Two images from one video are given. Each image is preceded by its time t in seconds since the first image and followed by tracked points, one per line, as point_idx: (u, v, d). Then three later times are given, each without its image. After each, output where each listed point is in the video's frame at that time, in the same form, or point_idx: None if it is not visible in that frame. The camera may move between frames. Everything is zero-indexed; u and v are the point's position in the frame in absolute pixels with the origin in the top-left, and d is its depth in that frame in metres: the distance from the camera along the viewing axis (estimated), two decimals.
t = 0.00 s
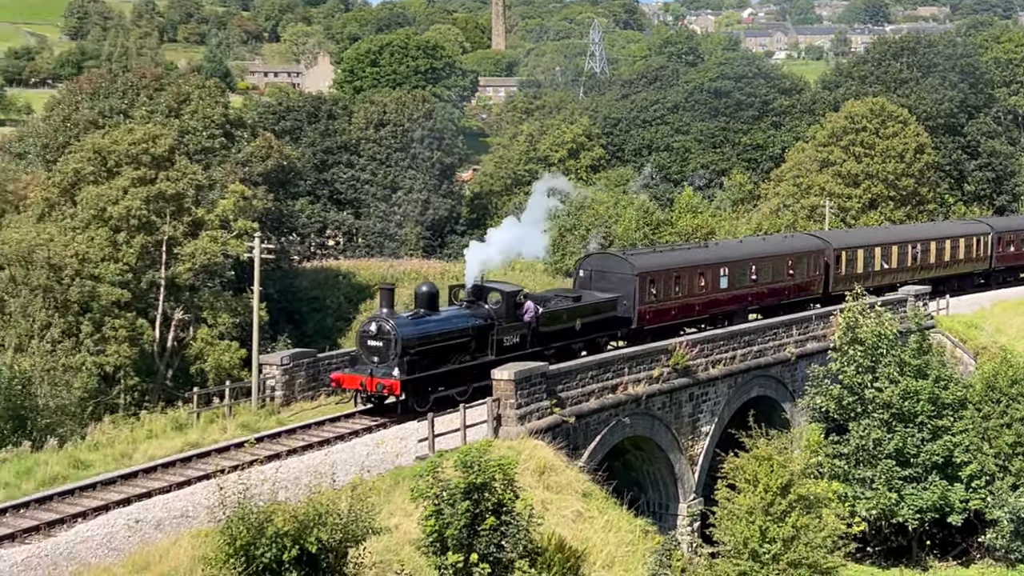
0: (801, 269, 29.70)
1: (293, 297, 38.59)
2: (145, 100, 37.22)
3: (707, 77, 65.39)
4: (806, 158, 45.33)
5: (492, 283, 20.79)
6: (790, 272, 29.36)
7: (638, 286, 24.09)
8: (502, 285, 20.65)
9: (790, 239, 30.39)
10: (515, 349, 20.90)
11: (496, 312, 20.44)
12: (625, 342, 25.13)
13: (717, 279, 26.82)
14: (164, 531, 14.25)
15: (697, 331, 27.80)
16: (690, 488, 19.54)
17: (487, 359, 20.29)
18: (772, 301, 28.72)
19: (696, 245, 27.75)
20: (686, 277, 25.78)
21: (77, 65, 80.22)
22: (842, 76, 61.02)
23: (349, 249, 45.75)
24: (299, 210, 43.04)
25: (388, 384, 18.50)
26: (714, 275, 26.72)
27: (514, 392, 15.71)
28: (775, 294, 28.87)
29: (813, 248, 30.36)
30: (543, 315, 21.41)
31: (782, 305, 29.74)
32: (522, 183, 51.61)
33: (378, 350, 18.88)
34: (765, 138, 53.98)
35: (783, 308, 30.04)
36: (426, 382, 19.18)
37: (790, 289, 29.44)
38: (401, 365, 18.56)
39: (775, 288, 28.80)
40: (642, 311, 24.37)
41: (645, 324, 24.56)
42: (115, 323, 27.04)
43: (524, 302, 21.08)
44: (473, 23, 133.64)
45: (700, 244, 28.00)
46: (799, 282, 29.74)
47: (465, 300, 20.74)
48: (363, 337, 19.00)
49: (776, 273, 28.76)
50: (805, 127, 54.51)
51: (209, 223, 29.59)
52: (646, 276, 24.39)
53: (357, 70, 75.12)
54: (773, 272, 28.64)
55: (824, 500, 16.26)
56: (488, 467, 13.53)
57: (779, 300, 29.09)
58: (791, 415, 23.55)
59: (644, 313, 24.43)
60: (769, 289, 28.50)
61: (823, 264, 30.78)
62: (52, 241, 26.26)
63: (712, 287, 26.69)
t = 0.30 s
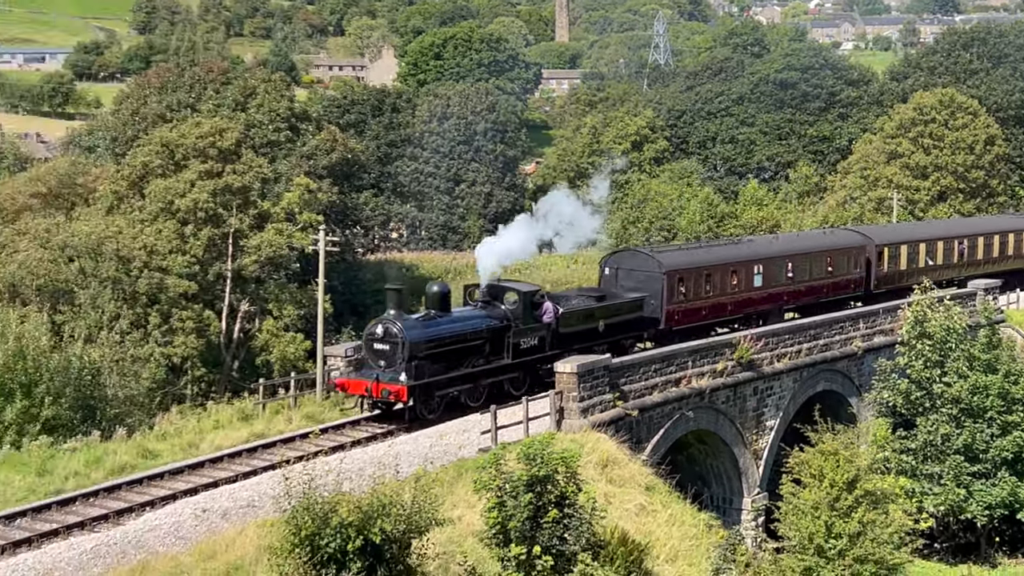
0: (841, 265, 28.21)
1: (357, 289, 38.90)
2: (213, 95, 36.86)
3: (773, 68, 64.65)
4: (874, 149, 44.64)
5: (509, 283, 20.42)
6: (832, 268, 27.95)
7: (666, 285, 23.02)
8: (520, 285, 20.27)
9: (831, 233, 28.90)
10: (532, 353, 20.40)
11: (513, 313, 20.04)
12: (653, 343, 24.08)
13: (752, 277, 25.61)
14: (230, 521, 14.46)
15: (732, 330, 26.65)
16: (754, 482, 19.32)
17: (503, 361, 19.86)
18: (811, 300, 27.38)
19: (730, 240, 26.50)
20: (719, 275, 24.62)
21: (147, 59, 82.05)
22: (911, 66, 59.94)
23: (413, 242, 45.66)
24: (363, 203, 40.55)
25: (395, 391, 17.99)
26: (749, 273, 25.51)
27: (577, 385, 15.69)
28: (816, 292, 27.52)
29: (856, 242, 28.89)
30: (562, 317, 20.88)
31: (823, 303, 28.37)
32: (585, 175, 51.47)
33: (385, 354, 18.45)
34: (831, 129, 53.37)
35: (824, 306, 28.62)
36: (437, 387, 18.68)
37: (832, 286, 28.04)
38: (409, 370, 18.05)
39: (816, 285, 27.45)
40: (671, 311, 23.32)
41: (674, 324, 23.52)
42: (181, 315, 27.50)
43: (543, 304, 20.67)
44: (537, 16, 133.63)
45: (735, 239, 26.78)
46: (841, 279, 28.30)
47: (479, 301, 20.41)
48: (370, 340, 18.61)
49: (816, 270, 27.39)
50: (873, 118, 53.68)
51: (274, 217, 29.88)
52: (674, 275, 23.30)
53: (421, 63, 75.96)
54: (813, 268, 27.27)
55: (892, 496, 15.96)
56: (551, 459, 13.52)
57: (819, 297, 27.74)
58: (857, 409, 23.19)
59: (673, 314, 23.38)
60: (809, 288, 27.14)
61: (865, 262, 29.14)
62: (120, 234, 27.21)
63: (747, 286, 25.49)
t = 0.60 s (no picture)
0: (884, 263, 27.55)
1: (425, 281, 39.16)
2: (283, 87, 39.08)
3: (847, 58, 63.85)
4: (949, 141, 44.08)
5: (527, 283, 19.70)
6: (872, 267, 27.19)
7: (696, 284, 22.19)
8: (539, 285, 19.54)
9: (872, 230, 28.22)
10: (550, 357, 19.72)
11: (531, 315, 19.34)
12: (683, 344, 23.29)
13: (789, 275, 24.77)
14: (301, 511, 14.61)
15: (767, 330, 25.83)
16: (826, 478, 19.12)
17: (520, 366, 19.18)
18: (851, 299, 26.62)
19: (767, 237, 25.71)
20: (754, 274, 23.81)
21: (219, 53, 84.13)
22: (990, 57, 58.89)
23: (482, 234, 45.85)
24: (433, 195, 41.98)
25: (402, 398, 17.26)
26: (786, 272, 24.68)
27: (645, 377, 15.67)
28: (855, 292, 26.77)
29: (898, 240, 28.12)
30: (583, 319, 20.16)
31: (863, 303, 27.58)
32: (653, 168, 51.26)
33: (392, 358, 17.74)
34: (906, 120, 53.43)
35: (863, 305, 27.85)
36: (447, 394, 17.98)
37: (872, 285, 27.30)
38: (416, 375, 17.34)
39: (856, 284, 26.69)
40: (702, 311, 22.47)
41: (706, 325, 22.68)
42: (252, 307, 27.80)
43: (563, 304, 19.93)
44: (606, 8, 133.60)
45: (772, 235, 25.97)
46: (881, 278, 27.56)
47: (497, 302, 19.74)
48: (376, 343, 17.88)
49: (855, 269, 26.60)
50: (949, 110, 53.86)
51: (344, 209, 30.17)
52: (705, 273, 22.49)
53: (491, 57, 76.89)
54: (852, 266, 26.51)
55: (967, 492, 15.66)
56: (619, 453, 13.42)
57: (858, 297, 26.94)
58: (931, 404, 22.81)
59: (705, 314, 22.54)
60: (848, 286, 26.41)
61: (911, 258, 28.56)
62: (195, 226, 27.52)
63: (783, 285, 24.68)
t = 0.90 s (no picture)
0: (931, 261, 27.10)
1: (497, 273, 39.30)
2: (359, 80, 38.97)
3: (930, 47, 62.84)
4: None
5: (544, 283, 19.06)
6: (918, 265, 26.74)
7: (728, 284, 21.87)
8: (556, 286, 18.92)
9: (918, 227, 27.78)
10: (567, 363, 18.91)
11: (547, 317, 18.68)
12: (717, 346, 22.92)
13: (827, 275, 24.41)
14: (374, 501, 14.71)
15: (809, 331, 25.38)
16: (903, 474, 18.93)
17: (536, 371, 18.44)
18: (895, 298, 26.19)
19: (807, 234, 25.38)
20: (789, 275, 23.47)
21: (294, 46, 86.00)
22: None
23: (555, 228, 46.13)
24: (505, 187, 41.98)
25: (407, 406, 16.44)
26: (824, 271, 24.31)
27: (719, 371, 15.63)
28: (898, 293, 26.32)
29: (945, 238, 27.63)
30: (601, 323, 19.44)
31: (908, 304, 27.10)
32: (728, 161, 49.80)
33: (397, 364, 16.98)
34: (987, 111, 52.43)
35: (912, 305, 27.46)
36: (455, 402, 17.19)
37: (917, 285, 26.83)
38: (422, 382, 16.53)
39: (900, 283, 26.23)
40: (734, 313, 22.08)
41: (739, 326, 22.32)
42: (327, 298, 28.18)
43: (582, 306, 19.32)
44: None
45: (813, 233, 25.62)
46: (926, 276, 27.10)
47: (511, 304, 19.03)
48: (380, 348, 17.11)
49: (896, 269, 26.15)
50: None
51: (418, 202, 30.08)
52: (739, 273, 22.17)
53: (564, 48, 82.83)
54: (894, 266, 26.07)
55: None
56: (693, 447, 13.34)
57: (900, 298, 26.46)
58: (1011, 401, 22.28)
59: (738, 315, 22.17)
60: (892, 286, 26.02)
61: (960, 256, 28.04)
62: (270, 219, 28.09)
63: (821, 286, 24.29)
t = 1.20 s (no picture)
0: (981, 260, 26.51)
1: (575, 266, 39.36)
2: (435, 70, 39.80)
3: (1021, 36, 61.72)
4: None
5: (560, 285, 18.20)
6: (966, 265, 26.13)
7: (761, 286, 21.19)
8: (573, 288, 18.07)
9: (966, 224, 27.18)
10: (582, 369, 18.16)
11: (562, 321, 17.88)
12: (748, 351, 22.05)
13: (868, 276, 23.74)
14: (451, 492, 14.79)
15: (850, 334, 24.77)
16: (986, 471, 18.69)
17: (551, 378, 17.70)
18: (942, 299, 25.62)
19: (849, 232, 24.76)
20: (828, 276, 22.82)
21: (373, 39, 87.54)
22: None
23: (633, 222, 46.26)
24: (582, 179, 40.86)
25: (407, 417, 15.61)
26: (866, 272, 23.66)
27: (798, 366, 15.62)
28: (944, 293, 25.71)
29: (994, 236, 27.00)
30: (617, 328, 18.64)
31: (956, 304, 26.47)
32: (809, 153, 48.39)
33: (397, 372, 16.10)
34: None
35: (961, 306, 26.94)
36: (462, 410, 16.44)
37: (966, 285, 26.19)
38: (423, 392, 15.68)
39: (946, 283, 25.66)
40: (768, 317, 21.41)
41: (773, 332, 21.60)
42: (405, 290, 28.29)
43: (600, 309, 18.51)
44: None
45: (855, 231, 24.96)
46: (976, 276, 26.50)
47: (525, 307, 18.22)
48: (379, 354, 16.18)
49: (943, 268, 25.52)
50: None
51: (495, 193, 31.18)
52: (773, 274, 21.50)
53: (644, 40, 88.58)
54: (940, 265, 25.49)
55: None
56: (771, 442, 13.21)
57: (947, 298, 25.83)
58: None
59: (773, 319, 21.51)
60: (940, 286, 25.46)
61: (1012, 256, 27.49)
62: (349, 212, 28.36)
63: (862, 286, 23.63)
